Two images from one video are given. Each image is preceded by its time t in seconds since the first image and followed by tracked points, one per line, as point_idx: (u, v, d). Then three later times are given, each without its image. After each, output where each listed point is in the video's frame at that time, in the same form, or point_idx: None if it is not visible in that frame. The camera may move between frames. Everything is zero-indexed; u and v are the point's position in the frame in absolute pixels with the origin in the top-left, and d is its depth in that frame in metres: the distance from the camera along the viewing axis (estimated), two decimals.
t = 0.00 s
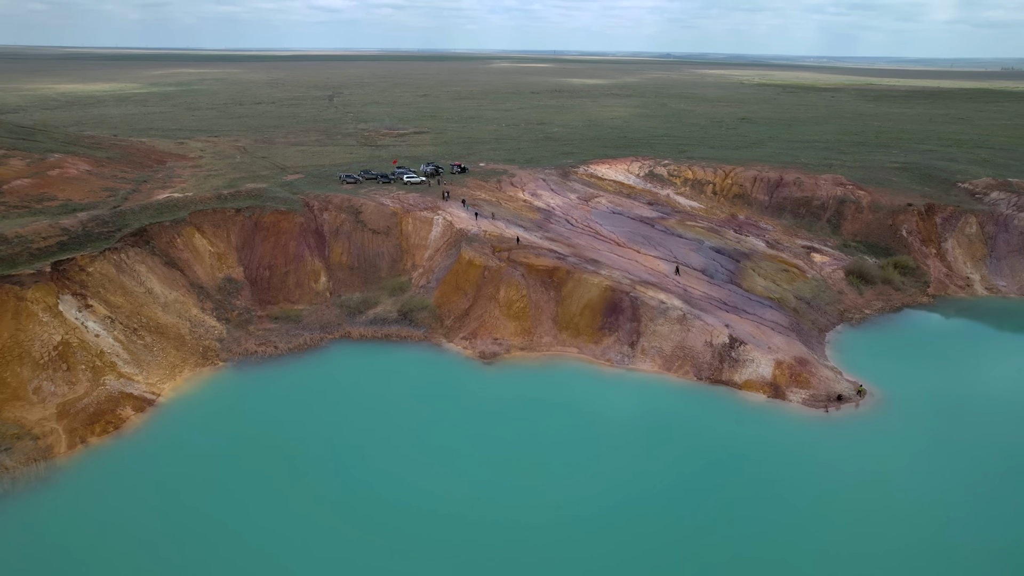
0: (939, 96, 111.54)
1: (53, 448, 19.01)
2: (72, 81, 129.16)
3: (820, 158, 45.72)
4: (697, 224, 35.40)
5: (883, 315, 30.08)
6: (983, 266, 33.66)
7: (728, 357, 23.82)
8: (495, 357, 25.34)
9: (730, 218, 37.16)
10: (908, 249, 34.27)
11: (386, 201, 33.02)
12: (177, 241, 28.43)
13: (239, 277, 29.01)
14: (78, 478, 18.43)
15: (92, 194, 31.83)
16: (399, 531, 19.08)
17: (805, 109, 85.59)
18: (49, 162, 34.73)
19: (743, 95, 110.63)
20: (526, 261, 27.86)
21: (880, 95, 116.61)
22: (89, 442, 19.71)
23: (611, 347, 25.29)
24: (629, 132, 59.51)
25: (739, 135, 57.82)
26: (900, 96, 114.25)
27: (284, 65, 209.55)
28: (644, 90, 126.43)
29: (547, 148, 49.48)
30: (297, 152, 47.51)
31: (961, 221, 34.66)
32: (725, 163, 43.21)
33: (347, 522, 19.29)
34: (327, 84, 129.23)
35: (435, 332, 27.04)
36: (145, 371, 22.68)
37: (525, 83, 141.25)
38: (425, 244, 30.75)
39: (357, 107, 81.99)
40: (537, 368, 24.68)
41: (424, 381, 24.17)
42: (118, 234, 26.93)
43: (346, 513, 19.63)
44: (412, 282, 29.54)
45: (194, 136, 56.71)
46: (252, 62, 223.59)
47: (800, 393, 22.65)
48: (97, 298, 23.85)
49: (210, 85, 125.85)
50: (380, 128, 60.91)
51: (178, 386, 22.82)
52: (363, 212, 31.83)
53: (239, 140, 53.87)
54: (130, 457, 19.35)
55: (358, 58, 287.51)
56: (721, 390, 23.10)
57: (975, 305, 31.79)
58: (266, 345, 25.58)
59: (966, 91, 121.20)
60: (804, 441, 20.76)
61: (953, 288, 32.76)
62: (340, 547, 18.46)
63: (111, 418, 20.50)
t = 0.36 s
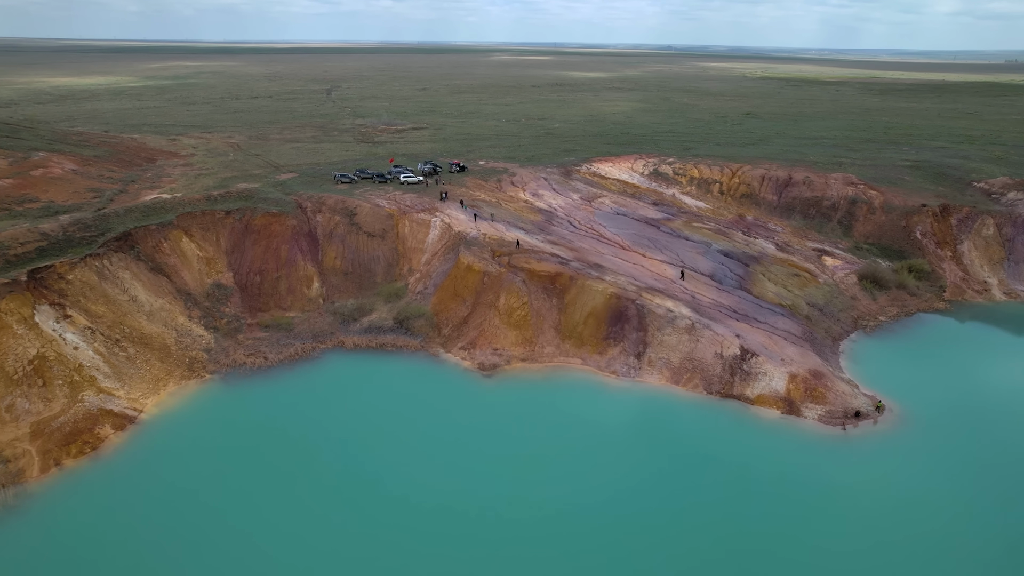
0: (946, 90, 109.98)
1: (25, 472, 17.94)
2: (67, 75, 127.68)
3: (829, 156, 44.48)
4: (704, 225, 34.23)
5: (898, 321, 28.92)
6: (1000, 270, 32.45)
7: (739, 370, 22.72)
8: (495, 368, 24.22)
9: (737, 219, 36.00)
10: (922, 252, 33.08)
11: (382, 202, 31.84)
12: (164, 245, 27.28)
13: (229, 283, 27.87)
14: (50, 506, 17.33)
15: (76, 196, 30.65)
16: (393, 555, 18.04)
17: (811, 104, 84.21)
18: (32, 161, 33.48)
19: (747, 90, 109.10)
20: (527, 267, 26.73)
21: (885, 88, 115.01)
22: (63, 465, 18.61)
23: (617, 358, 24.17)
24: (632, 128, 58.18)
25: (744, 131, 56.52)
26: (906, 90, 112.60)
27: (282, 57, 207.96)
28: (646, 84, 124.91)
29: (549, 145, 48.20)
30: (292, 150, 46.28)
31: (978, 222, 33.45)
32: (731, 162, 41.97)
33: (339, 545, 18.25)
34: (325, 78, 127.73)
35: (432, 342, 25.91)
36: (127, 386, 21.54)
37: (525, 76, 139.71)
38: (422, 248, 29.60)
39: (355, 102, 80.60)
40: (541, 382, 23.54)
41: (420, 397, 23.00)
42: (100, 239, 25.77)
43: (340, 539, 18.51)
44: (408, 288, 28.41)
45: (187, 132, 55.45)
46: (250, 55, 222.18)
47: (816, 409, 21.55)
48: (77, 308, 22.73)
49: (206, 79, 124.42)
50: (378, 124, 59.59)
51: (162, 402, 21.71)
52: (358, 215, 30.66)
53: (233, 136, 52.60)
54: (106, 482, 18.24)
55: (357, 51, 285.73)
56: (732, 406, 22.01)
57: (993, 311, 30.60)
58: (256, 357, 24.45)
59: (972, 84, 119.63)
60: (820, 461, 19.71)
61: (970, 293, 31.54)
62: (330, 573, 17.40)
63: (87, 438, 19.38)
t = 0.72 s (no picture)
0: (953, 82, 108.21)
1: None
2: (61, 66, 125.95)
3: (840, 153, 43.07)
4: (712, 227, 32.91)
5: (917, 329, 27.62)
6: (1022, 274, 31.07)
7: (753, 387, 21.49)
8: (495, 382, 22.96)
9: (746, 220, 34.68)
10: (939, 255, 31.75)
11: (377, 204, 30.51)
12: (147, 251, 26.00)
13: (216, 290, 26.61)
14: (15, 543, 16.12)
15: (57, 197, 29.34)
16: None
17: (817, 97, 82.58)
18: (13, 160, 32.13)
19: (751, 82, 107.31)
20: (529, 274, 25.46)
21: (892, 81, 113.22)
22: (32, 493, 17.44)
23: (623, 372, 22.92)
24: (636, 123, 56.68)
25: (751, 126, 55.04)
26: (912, 82, 110.93)
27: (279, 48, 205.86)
28: (649, 75, 123.18)
29: (550, 142, 46.77)
30: (286, 146, 44.89)
31: (997, 224, 32.09)
32: (740, 159, 40.57)
33: None
34: (322, 70, 125.91)
35: (428, 353, 24.65)
36: (104, 404, 20.32)
37: (526, 68, 137.83)
38: (419, 252, 28.29)
39: (353, 95, 79.03)
40: (544, 398, 22.29)
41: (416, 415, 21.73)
42: (79, 245, 24.49)
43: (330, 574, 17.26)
44: (404, 295, 27.13)
45: (180, 127, 54.01)
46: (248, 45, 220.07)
47: (835, 428, 20.35)
48: (52, 320, 21.49)
49: (203, 70, 122.64)
50: (375, 119, 58.08)
51: (142, 421, 20.48)
52: (352, 217, 29.36)
53: (226, 132, 51.19)
54: (77, 514, 17.03)
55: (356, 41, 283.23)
56: (746, 425, 20.79)
57: (1015, 317, 29.24)
58: (243, 370, 23.20)
59: (979, 77, 117.84)
60: (842, 488, 18.48)
61: (990, 299, 30.16)
62: None
63: (58, 463, 18.19)
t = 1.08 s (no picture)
0: (961, 73, 106.36)
1: None
2: (54, 55, 123.98)
3: (851, 149, 41.67)
4: (721, 228, 31.61)
5: (936, 337, 26.37)
6: None
7: (768, 405, 20.31)
8: (495, 398, 21.76)
9: (756, 221, 33.38)
10: (957, 258, 30.47)
11: (371, 205, 29.19)
12: (129, 257, 24.73)
13: (203, 297, 25.37)
14: None
15: (36, 198, 28.04)
16: None
17: (824, 89, 80.89)
18: None
19: (756, 72, 105.51)
20: (530, 281, 24.21)
21: (898, 71, 111.35)
22: None
23: (631, 387, 21.72)
24: (639, 116, 55.16)
25: (758, 120, 53.54)
26: (918, 72, 109.12)
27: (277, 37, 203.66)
28: (651, 65, 121.26)
29: (552, 137, 45.33)
30: (279, 142, 43.48)
31: (1019, 225, 30.72)
32: (748, 156, 39.17)
33: None
34: (319, 59, 124.06)
35: (425, 365, 23.44)
36: (80, 425, 19.15)
37: (526, 58, 135.82)
38: (415, 256, 27.02)
39: (350, 86, 77.40)
40: (546, 416, 21.07)
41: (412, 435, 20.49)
42: (56, 251, 23.23)
43: None
44: (400, 302, 25.90)
45: (171, 121, 52.53)
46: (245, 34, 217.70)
47: (856, 450, 19.18)
48: (25, 333, 20.29)
49: (198, 60, 120.87)
50: (372, 112, 56.56)
51: (120, 443, 19.30)
52: (346, 219, 28.06)
53: (218, 126, 49.74)
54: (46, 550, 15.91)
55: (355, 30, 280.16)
56: (762, 446, 19.61)
57: None
58: (229, 384, 21.98)
59: (987, 67, 115.91)
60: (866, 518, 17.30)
61: (1012, 304, 28.73)
62: None
63: (27, 492, 17.07)
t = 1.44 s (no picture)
0: (970, 63, 104.53)
1: None
2: (49, 43, 122.39)
3: (863, 145, 40.26)
4: (731, 230, 30.31)
5: (957, 347, 25.15)
6: None
7: (784, 426, 19.15)
8: (495, 416, 20.58)
9: (766, 222, 32.11)
10: (977, 262, 29.20)
11: (365, 207, 27.89)
12: (109, 263, 23.46)
13: (188, 306, 24.14)
14: None
15: (14, 200, 26.77)
16: None
17: (831, 80, 79.17)
18: None
19: (761, 62, 103.66)
20: (532, 290, 22.97)
21: (905, 61, 109.46)
22: None
23: (638, 405, 20.55)
24: (644, 109, 53.68)
25: (766, 113, 52.06)
26: (925, 62, 107.29)
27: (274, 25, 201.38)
28: (655, 55, 119.32)
29: (554, 131, 43.91)
30: (272, 137, 42.10)
31: None
32: (757, 152, 37.80)
33: None
34: (317, 48, 122.29)
35: (420, 380, 22.25)
36: (52, 449, 18.03)
37: (528, 46, 133.87)
38: (411, 262, 25.77)
39: (347, 77, 75.79)
40: (549, 436, 19.89)
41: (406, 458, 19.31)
42: (31, 259, 21.99)
43: None
44: (395, 311, 24.68)
45: (162, 114, 51.14)
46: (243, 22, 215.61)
47: (879, 476, 18.03)
48: None
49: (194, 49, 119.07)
50: (368, 105, 55.06)
51: (96, 469, 18.14)
52: (338, 222, 26.78)
53: (210, 120, 48.34)
54: None
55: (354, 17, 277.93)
56: (778, 471, 18.44)
57: None
58: (214, 401, 20.79)
59: (995, 56, 114.06)
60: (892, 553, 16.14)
61: None
62: None
63: None
